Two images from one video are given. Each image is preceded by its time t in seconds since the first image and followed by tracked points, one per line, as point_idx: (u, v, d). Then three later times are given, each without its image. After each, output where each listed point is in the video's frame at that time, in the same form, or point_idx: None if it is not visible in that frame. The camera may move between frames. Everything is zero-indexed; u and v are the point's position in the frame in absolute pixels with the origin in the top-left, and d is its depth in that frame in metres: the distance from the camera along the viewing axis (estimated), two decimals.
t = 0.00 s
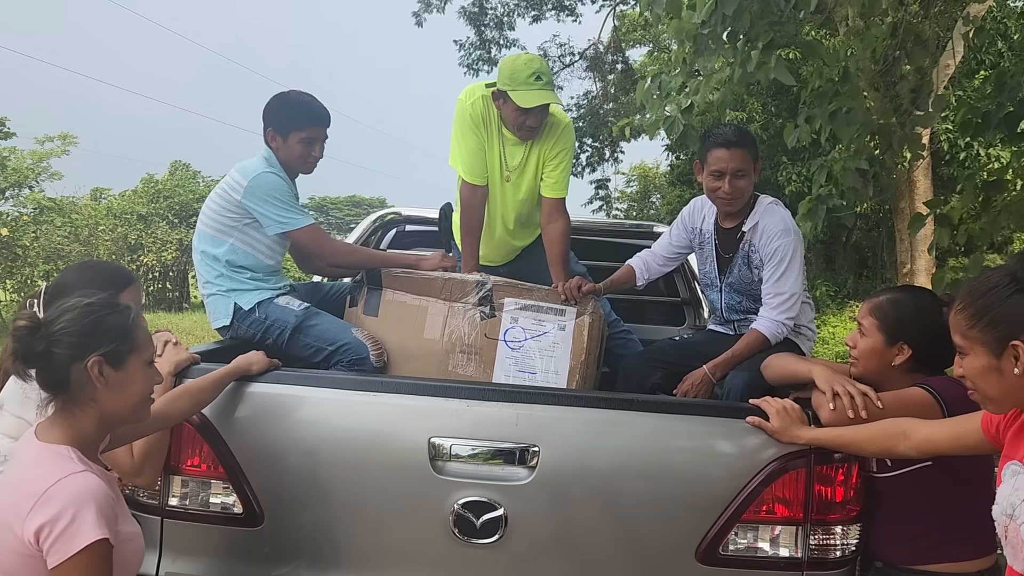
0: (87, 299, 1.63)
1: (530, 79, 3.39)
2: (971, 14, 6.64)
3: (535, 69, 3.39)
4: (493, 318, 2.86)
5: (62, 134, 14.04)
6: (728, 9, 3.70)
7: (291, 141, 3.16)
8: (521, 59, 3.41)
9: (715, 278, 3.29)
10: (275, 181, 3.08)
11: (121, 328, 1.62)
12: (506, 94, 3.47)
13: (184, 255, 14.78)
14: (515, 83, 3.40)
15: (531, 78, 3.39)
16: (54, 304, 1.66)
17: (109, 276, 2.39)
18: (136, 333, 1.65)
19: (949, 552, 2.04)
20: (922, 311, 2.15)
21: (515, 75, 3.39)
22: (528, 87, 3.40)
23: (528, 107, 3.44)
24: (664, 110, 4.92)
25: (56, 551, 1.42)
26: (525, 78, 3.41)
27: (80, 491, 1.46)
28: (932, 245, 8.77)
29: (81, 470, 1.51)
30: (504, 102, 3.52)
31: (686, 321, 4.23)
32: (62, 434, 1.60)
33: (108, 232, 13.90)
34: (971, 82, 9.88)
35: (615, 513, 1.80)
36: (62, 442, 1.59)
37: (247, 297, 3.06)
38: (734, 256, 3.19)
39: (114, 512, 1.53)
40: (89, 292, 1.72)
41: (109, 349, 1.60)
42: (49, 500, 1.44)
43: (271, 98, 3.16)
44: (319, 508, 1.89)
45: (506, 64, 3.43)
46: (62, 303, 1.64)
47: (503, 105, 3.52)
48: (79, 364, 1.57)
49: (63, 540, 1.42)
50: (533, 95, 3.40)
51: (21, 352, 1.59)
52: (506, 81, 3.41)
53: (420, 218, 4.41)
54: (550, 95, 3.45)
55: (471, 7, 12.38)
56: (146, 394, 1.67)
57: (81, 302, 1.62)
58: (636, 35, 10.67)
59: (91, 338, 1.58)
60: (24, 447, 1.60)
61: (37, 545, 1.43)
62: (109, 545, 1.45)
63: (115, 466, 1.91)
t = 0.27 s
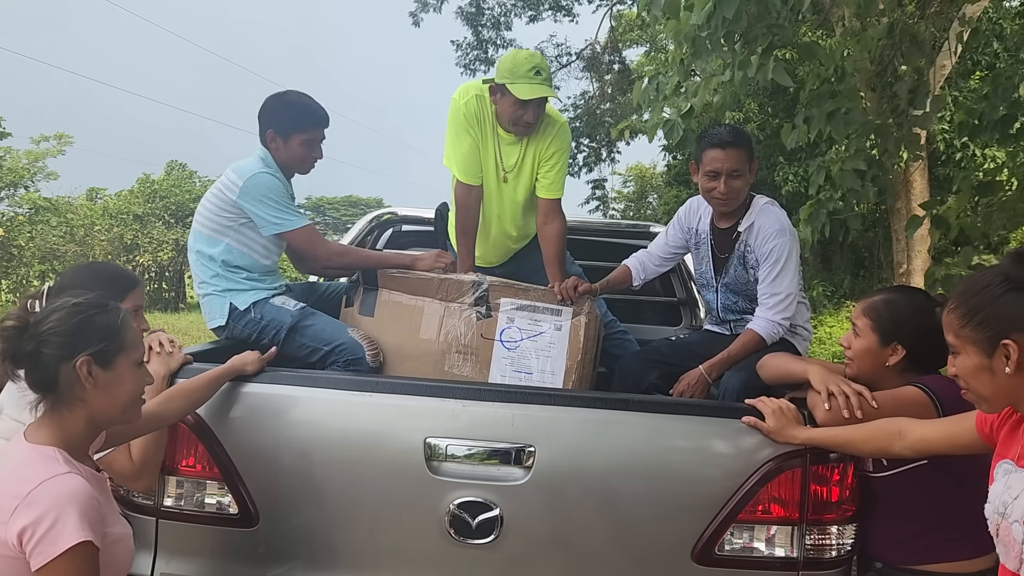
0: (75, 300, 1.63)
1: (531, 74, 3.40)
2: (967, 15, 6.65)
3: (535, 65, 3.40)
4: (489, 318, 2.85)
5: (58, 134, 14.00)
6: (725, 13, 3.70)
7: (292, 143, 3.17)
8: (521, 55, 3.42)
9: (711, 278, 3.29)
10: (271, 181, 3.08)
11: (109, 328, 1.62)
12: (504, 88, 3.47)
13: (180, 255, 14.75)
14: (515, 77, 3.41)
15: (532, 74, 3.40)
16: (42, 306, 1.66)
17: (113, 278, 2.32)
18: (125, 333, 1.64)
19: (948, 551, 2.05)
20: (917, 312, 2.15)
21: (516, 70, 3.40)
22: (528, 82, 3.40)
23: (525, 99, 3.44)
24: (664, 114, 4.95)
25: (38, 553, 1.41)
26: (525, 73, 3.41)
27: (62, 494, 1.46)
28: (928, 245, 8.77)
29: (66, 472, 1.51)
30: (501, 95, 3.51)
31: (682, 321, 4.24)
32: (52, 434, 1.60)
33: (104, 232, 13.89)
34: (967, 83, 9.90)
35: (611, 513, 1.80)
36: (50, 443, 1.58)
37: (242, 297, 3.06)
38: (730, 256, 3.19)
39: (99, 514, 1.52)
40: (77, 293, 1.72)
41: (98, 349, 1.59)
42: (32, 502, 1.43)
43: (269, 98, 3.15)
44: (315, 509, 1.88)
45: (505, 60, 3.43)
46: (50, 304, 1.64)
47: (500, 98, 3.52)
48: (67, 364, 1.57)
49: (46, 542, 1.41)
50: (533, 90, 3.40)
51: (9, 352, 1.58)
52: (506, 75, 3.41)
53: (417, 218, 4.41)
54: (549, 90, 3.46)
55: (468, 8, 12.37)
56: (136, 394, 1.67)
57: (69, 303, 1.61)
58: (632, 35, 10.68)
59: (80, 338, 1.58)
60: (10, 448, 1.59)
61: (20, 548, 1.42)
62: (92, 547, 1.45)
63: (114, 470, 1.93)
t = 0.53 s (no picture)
0: (65, 301, 1.64)
1: (527, 62, 3.42)
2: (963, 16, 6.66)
3: (531, 56, 3.43)
4: (485, 318, 2.85)
5: (54, 134, 13.97)
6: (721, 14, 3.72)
7: (295, 145, 3.18)
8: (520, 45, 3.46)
9: (707, 278, 3.29)
10: (266, 180, 3.08)
11: (99, 329, 1.62)
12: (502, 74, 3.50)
13: (176, 255, 14.73)
14: (511, 61, 3.43)
15: (527, 62, 3.42)
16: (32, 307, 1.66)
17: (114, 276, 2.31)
18: (114, 335, 1.64)
19: (945, 550, 2.05)
20: (912, 312, 2.16)
21: (512, 56, 3.43)
22: (523, 69, 3.42)
23: (520, 80, 3.46)
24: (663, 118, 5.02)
25: (23, 556, 1.40)
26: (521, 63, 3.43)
27: (49, 496, 1.45)
28: (924, 246, 8.78)
29: (52, 473, 1.51)
30: (499, 82, 3.54)
31: (678, 322, 4.24)
32: (42, 434, 1.60)
33: (100, 232, 13.88)
34: (962, 84, 9.92)
35: (606, 513, 1.80)
36: (38, 443, 1.58)
37: (239, 297, 3.05)
38: (726, 257, 3.20)
39: (86, 517, 1.52)
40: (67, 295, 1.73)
41: (86, 349, 1.59)
42: (18, 504, 1.43)
43: (266, 98, 3.16)
44: (310, 509, 1.88)
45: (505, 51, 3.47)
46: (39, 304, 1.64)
47: (497, 85, 3.55)
48: (55, 363, 1.57)
49: (31, 545, 1.40)
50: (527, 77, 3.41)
51: None
52: (504, 60, 3.45)
53: (413, 218, 4.41)
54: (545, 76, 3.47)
55: (464, 9, 12.39)
56: (127, 395, 1.66)
57: (58, 304, 1.62)
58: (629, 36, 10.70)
59: (68, 337, 1.58)
60: None
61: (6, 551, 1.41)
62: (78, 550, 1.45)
63: (117, 472, 1.93)
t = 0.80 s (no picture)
0: (58, 302, 1.64)
1: (525, 62, 3.43)
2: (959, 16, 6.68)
3: (530, 56, 3.44)
4: (481, 318, 2.86)
5: (50, 134, 13.94)
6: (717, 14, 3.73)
7: (297, 146, 3.19)
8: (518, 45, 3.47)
9: (702, 278, 3.30)
10: (263, 179, 3.07)
11: (92, 330, 1.62)
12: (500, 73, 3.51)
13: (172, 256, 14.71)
14: (509, 60, 3.45)
15: (526, 61, 3.44)
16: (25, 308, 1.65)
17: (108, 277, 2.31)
18: (108, 336, 1.64)
19: (943, 550, 2.06)
20: (907, 312, 2.17)
21: (511, 56, 3.44)
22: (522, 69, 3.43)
23: (518, 79, 3.47)
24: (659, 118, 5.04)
25: (9, 557, 1.40)
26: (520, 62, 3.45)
27: (37, 496, 1.45)
28: (920, 246, 8.78)
29: (42, 474, 1.50)
30: (497, 81, 3.55)
31: (675, 322, 4.25)
32: (34, 436, 1.59)
33: (96, 233, 13.85)
34: (958, 84, 9.94)
35: (602, 513, 1.80)
36: (29, 444, 1.58)
37: (235, 297, 3.05)
38: (722, 257, 3.21)
39: (74, 518, 1.51)
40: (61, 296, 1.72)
41: (80, 349, 1.59)
42: (5, 504, 1.42)
43: (267, 99, 3.15)
44: (306, 509, 1.88)
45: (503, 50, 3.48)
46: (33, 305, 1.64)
47: (495, 84, 3.56)
48: (48, 364, 1.56)
49: (17, 546, 1.40)
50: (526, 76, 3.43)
51: None
52: (502, 59, 3.46)
53: (409, 218, 4.41)
54: (543, 76, 3.48)
55: (461, 9, 12.41)
56: (120, 396, 1.66)
57: (52, 305, 1.62)
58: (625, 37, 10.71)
59: (61, 339, 1.58)
60: None
61: None
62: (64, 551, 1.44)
63: (116, 474, 1.90)
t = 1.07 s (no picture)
0: (56, 303, 1.63)
1: (530, 70, 3.43)
2: (954, 18, 6.70)
3: (535, 63, 3.44)
4: (479, 319, 2.86)
5: (45, 134, 13.91)
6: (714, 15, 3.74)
7: (301, 147, 3.20)
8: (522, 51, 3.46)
9: (699, 279, 3.31)
10: (263, 179, 3.07)
11: (90, 331, 1.62)
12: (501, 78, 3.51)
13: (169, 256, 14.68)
14: (513, 66, 3.44)
15: (531, 69, 3.44)
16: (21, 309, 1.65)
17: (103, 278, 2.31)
18: (106, 336, 1.65)
19: (940, 550, 2.06)
20: (903, 313, 2.18)
21: (515, 63, 3.43)
22: (527, 76, 3.43)
23: (521, 87, 3.46)
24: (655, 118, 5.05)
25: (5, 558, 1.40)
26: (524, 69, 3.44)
27: (33, 497, 1.45)
28: (916, 247, 8.79)
29: (37, 475, 1.50)
30: (499, 86, 3.53)
31: (671, 322, 4.25)
32: (31, 437, 1.59)
33: (93, 233, 13.82)
34: (954, 85, 9.97)
35: (600, 513, 1.81)
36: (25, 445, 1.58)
37: (233, 298, 3.05)
38: (718, 257, 3.22)
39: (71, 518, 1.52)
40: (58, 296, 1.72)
41: (79, 350, 1.59)
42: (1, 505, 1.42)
43: (268, 101, 3.16)
44: (304, 509, 1.88)
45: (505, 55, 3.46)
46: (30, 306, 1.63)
47: (496, 88, 3.55)
48: (47, 365, 1.56)
49: (13, 547, 1.40)
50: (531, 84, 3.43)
51: None
52: (506, 66, 3.45)
53: (406, 219, 4.41)
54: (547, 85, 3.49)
55: (458, 10, 12.41)
56: (118, 395, 1.67)
57: (50, 306, 1.61)
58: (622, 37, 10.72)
59: (60, 339, 1.58)
60: None
61: None
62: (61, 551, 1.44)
63: (114, 473, 1.92)
